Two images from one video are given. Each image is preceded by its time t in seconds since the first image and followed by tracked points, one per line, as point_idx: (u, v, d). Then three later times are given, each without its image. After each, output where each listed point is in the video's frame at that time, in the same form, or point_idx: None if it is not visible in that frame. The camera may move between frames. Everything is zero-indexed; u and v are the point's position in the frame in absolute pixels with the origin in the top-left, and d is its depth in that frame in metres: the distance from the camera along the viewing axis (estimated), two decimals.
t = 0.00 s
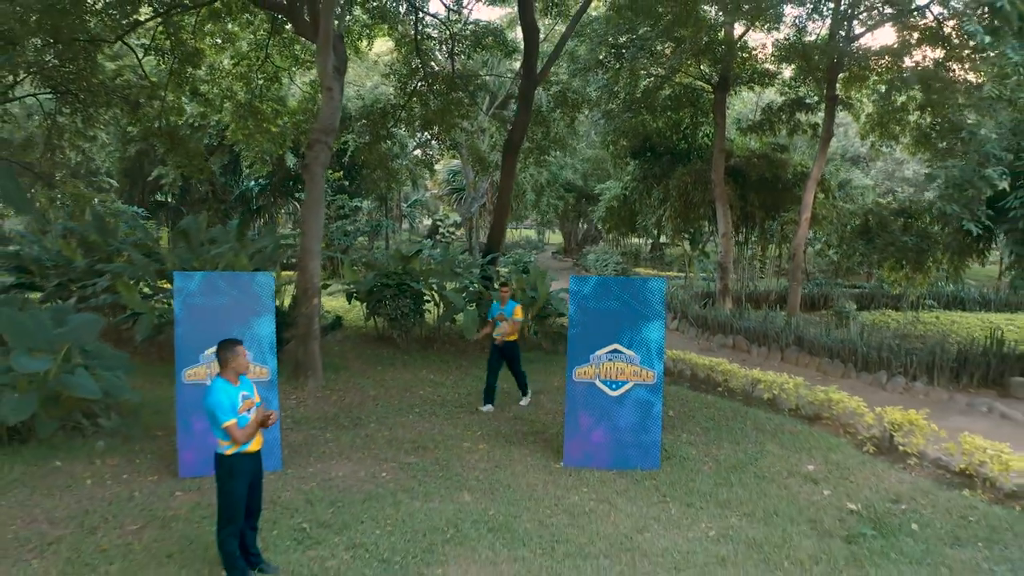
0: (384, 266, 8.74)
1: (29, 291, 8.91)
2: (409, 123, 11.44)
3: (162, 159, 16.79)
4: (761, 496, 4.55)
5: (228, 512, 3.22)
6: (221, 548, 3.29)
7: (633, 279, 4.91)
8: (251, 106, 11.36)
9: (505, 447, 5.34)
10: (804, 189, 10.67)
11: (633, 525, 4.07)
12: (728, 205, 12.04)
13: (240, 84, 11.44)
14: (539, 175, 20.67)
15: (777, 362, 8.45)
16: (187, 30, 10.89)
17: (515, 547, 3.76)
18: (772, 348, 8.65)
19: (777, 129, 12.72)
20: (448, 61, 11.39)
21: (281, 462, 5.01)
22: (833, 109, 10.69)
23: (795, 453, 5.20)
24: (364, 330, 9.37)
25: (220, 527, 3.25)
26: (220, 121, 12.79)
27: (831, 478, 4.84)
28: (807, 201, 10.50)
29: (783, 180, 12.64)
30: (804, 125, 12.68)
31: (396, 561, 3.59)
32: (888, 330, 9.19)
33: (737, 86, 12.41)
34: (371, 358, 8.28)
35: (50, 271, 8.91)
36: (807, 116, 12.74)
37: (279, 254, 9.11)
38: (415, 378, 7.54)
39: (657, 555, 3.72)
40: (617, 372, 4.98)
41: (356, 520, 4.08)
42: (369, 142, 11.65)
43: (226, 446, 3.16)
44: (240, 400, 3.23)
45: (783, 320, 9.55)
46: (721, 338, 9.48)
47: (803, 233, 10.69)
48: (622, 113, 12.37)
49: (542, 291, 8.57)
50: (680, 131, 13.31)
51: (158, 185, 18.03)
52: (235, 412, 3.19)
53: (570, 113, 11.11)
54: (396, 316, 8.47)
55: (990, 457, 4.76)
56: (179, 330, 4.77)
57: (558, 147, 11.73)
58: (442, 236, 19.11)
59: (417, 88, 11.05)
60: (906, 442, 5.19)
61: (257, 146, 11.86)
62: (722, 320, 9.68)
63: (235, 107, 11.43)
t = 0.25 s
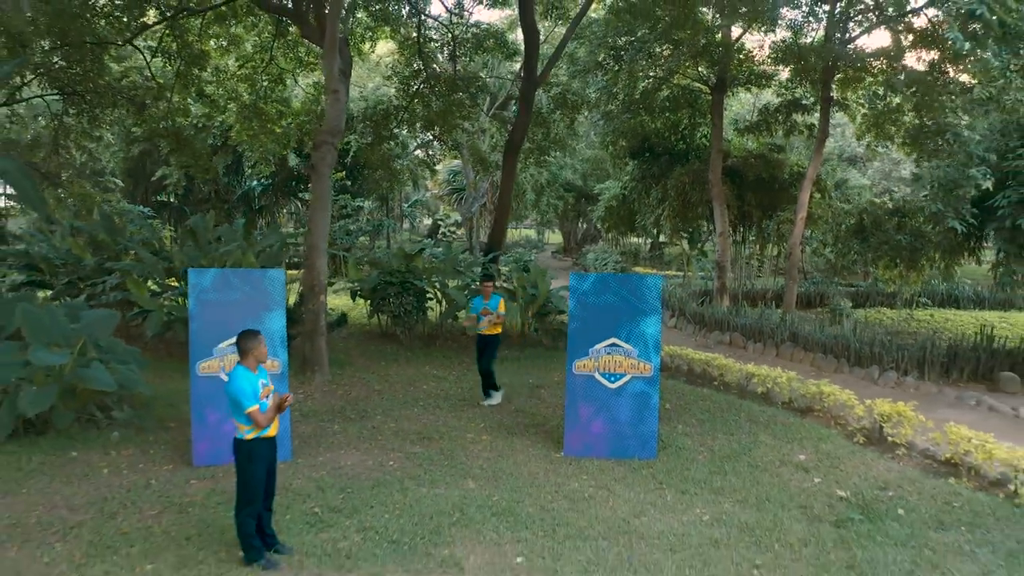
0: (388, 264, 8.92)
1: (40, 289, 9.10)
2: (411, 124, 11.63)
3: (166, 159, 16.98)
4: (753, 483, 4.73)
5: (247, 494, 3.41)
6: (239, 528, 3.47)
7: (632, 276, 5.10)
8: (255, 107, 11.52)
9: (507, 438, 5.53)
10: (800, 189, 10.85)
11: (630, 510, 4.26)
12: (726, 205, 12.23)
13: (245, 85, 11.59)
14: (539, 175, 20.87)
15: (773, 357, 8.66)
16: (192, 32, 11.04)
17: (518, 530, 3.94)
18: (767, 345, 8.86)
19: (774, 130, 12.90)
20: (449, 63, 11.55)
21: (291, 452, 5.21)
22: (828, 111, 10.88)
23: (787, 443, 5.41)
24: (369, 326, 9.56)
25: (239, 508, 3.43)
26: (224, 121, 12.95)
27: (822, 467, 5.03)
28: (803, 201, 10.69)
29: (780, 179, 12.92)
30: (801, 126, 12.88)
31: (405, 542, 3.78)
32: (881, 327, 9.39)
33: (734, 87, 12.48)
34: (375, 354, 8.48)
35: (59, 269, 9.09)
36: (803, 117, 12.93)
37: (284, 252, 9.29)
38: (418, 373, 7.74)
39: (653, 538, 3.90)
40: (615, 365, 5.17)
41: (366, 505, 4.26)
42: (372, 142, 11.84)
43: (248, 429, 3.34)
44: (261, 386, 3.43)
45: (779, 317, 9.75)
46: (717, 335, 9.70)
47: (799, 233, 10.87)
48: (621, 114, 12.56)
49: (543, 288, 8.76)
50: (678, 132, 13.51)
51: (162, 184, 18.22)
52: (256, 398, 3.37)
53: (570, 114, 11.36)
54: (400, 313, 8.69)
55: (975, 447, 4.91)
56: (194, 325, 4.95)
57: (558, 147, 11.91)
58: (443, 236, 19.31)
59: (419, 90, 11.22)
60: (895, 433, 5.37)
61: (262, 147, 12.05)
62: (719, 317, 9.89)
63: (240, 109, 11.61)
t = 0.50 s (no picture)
0: (391, 263, 9.05)
1: (46, 286, 9.21)
2: (413, 124, 11.76)
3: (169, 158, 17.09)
4: (749, 475, 4.85)
5: (259, 482, 3.53)
6: (251, 516, 3.59)
7: (630, 273, 5.23)
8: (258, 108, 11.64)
9: (509, 432, 5.66)
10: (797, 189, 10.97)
11: (629, 500, 4.38)
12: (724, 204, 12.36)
13: (248, 85, 11.69)
14: (539, 175, 21.01)
15: (770, 355, 8.80)
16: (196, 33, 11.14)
17: (520, 518, 4.07)
18: (764, 343, 9.00)
19: (772, 130, 13.03)
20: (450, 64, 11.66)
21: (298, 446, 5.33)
22: (825, 111, 10.99)
23: (782, 437, 5.54)
24: (371, 324, 9.70)
25: (252, 495, 3.55)
26: (227, 121, 13.06)
27: (816, 459, 5.15)
28: (799, 201, 10.82)
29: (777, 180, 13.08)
30: (798, 126, 13.01)
31: (411, 529, 3.91)
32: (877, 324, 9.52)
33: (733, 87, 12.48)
34: (378, 351, 8.61)
35: (66, 267, 9.22)
36: (801, 117, 13.05)
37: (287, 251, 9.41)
38: (421, 369, 7.87)
39: (650, 526, 4.03)
40: (614, 360, 5.29)
41: (372, 495, 4.39)
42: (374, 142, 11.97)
43: (261, 419, 3.45)
44: (274, 377, 3.54)
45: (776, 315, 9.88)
46: (715, 332, 9.84)
47: (796, 232, 11.00)
48: (620, 114, 12.68)
49: (543, 287, 8.89)
50: (677, 132, 13.64)
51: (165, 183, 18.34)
52: (270, 388, 3.49)
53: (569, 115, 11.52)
54: (403, 311, 8.82)
55: (965, 439, 5.02)
56: (203, 321, 5.08)
57: (558, 147, 12.04)
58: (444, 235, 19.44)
59: (421, 91, 11.34)
60: (888, 426, 5.49)
61: (265, 146, 12.17)
62: (717, 316, 10.03)
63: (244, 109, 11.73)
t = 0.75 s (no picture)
0: (392, 263, 9.12)
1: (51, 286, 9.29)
2: (414, 125, 11.83)
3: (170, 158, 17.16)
4: (746, 471, 4.93)
5: (267, 476, 3.61)
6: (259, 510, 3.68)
7: (629, 272, 5.31)
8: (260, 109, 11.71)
9: (510, 429, 5.74)
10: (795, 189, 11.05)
11: (628, 496, 4.46)
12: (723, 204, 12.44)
13: (250, 86, 11.75)
14: (539, 175, 21.08)
15: (768, 353, 8.88)
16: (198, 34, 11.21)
17: (521, 513, 4.15)
18: (763, 341, 9.08)
19: (771, 131, 13.10)
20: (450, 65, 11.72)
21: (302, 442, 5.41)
22: (824, 112, 11.06)
23: (779, 434, 5.62)
24: (373, 324, 9.78)
25: (261, 489, 3.64)
26: (229, 122, 13.13)
27: (813, 456, 5.23)
28: (797, 201, 10.89)
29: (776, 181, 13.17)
30: (797, 126, 13.08)
31: (414, 523, 3.99)
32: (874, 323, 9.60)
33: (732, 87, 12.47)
34: (380, 350, 8.68)
35: (69, 267, 9.28)
36: (799, 118, 13.13)
37: (290, 251, 9.49)
38: (422, 368, 7.95)
39: (649, 520, 4.10)
40: (613, 358, 5.37)
41: (375, 490, 4.47)
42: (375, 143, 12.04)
43: (269, 413, 3.54)
44: (281, 372, 3.63)
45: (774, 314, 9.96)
46: (714, 331, 9.92)
47: (794, 232, 11.07)
48: (620, 114, 12.75)
49: (544, 285, 8.97)
50: (676, 132, 13.72)
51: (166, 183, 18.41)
52: (278, 383, 3.57)
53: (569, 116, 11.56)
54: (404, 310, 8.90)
55: (959, 436, 5.12)
56: (209, 319, 5.16)
57: (558, 148, 12.12)
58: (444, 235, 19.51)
59: (421, 91, 11.40)
60: (884, 423, 5.57)
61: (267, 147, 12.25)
62: (716, 315, 10.11)
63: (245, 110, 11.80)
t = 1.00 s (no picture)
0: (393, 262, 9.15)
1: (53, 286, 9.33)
2: (414, 125, 11.85)
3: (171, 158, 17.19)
4: (745, 469, 4.96)
5: (271, 472, 3.64)
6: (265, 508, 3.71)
7: (628, 272, 5.34)
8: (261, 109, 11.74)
9: (510, 428, 5.77)
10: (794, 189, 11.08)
11: (627, 494, 4.49)
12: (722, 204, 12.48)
13: (251, 86, 11.78)
14: (539, 175, 21.11)
15: (767, 352, 8.91)
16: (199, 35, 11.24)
17: (521, 511, 4.18)
18: (762, 341, 9.11)
19: (770, 131, 13.12)
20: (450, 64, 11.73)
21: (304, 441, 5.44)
22: (823, 112, 11.09)
23: (778, 433, 5.65)
24: (373, 323, 9.80)
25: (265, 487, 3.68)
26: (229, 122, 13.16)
27: (811, 454, 5.26)
28: (796, 201, 10.92)
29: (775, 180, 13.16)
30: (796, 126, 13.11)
31: (415, 522, 4.01)
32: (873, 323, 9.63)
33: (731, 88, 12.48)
34: (380, 349, 8.71)
35: (71, 267, 9.31)
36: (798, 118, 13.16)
37: (290, 251, 9.52)
38: (422, 367, 7.97)
39: (648, 518, 4.13)
40: (613, 357, 5.40)
41: (377, 489, 4.50)
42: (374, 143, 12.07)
43: (268, 410, 3.57)
44: (282, 370, 3.66)
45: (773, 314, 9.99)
46: (713, 331, 9.95)
47: (793, 232, 11.10)
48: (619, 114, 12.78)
49: (544, 285, 8.99)
50: (676, 132, 13.75)
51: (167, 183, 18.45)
52: (279, 380, 3.61)
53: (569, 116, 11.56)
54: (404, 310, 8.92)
55: (956, 434, 5.10)
56: (211, 318, 5.21)
57: (558, 148, 12.14)
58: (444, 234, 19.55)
59: (421, 91, 11.43)
60: (882, 422, 5.59)
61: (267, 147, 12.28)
62: (715, 315, 10.14)
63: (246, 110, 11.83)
